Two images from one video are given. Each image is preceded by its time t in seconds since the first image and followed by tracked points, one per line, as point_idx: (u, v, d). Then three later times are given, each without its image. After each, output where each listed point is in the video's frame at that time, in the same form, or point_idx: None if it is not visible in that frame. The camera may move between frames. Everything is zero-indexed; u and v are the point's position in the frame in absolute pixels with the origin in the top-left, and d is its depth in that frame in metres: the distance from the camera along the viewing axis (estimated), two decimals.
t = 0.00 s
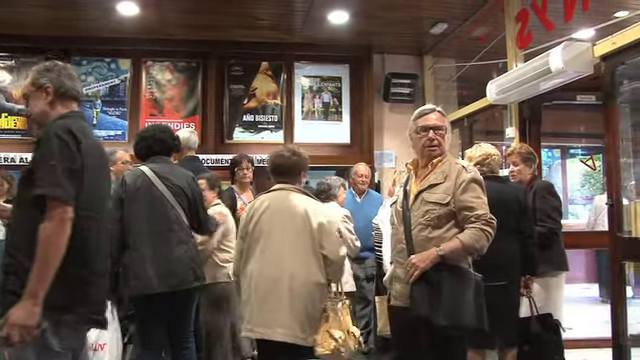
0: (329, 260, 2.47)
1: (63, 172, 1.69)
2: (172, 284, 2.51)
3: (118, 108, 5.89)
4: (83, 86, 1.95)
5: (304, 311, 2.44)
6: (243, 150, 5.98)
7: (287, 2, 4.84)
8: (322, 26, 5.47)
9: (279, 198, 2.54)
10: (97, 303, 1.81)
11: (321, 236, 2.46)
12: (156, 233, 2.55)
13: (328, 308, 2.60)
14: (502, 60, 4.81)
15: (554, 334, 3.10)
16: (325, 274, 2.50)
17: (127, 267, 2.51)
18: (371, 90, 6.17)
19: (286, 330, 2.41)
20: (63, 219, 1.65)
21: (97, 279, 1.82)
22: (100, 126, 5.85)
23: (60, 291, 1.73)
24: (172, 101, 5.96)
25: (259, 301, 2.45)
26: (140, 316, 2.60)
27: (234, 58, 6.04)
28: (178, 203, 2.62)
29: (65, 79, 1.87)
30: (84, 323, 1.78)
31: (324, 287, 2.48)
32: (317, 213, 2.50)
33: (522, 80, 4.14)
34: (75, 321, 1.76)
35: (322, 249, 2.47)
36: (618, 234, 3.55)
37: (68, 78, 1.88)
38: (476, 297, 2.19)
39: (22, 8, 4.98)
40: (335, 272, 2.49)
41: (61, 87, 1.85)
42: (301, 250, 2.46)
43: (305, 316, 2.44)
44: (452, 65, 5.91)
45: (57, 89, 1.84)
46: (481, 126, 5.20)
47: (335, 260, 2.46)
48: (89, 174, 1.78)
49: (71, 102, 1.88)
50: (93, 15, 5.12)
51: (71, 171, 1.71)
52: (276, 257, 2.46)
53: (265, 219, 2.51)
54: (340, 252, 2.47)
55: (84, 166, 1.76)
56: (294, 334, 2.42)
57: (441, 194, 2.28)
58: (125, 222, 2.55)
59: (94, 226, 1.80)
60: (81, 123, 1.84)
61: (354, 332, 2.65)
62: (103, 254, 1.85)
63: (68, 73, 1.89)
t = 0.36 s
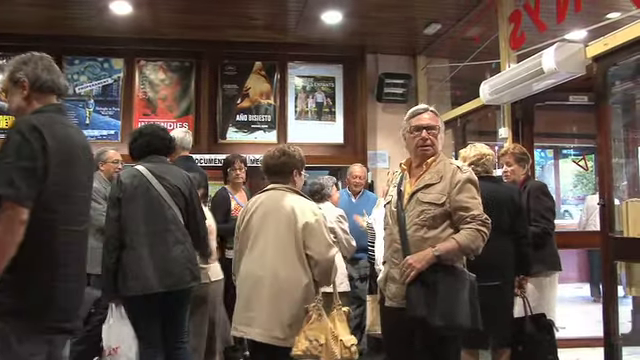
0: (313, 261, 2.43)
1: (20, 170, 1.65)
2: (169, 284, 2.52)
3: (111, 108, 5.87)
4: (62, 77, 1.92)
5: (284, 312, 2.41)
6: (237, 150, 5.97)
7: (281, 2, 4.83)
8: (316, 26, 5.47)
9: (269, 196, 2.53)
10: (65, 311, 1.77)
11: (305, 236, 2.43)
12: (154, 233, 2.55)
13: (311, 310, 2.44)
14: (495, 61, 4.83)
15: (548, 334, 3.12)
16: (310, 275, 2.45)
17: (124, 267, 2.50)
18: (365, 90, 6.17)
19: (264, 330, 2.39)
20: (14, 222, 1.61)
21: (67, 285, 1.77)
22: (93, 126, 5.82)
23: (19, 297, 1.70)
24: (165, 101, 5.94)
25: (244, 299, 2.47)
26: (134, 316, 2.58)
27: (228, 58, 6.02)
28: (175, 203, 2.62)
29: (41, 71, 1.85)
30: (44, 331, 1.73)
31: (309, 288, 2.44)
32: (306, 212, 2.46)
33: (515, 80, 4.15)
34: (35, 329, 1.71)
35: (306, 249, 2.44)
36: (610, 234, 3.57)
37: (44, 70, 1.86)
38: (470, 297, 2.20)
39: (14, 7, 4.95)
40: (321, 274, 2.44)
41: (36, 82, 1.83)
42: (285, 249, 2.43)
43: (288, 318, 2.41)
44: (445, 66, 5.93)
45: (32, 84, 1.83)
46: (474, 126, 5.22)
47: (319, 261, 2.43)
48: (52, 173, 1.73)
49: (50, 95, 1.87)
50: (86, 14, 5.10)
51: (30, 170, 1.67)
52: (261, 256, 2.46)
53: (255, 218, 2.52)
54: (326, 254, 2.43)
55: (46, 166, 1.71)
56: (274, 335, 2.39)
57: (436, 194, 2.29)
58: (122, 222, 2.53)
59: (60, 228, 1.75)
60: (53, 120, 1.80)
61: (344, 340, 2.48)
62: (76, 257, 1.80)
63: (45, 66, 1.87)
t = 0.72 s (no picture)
0: (307, 265, 2.40)
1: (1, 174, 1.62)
2: (165, 285, 2.54)
3: (104, 107, 5.85)
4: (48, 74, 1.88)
5: (275, 315, 2.40)
6: (230, 150, 5.96)
7: (274, 1, 4.83)
8: (309, 26, 5.47)
9: (266, 197, 2.52)
10: (53, 314, 1.76)
11: (299, 240, 2.40)
12: (152, 233, 2.56)
13: (304, 314, 2.41)
14: (487, 61, 4.85)
15: (543, 333, 3.11)
16: (304, 278, 2.43)
17: (121, 268, 2.49)
18: (358, 90, 6.19)
19: (254, 332, 2.39)
20: None
21: (55, 288, 1.76)
22: (85, 126, 5.80)
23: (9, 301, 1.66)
24: (158, 101, 5.93)
25: (238, 299, 2.48)
26: (125, 318, 2.56)
27: (221, 58, 6.02)
28: (171, 203, 2.65)
29: (25, 68, 1.81)
30: (29, 336, 1.70)
31: (301, 291, 2.42)
32: (302, 214, 2.43)
33: (508, 81, 4.16)
34: (24, 333, 1.69)
35: (300, 252, 2.41)
36: (602, 234, 3.58)
37: (29, 68, 1.82)
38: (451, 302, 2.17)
39: (6, 5, 4.92)
40: (315, 278, 2.41)
41: (19, 79, 1.79)
42: (278, 251, 2.42)
43: (277, 321, 2.40)
44: (438, 66, 5.94)
45: (15, 81, 1.79)
46: (467, 127, 5.23)
47: (313, 265, 2.39)
48: (33, 176, 1.70)
49: (32, 94, 1.84)
50: (78, 13, 5.08)
51: (11, 174, 1.64)
52: (254, 257, 2.46)
53: (250, 219, 2.52)
54: (320, 258, 2.39)
55: (25, 171, 1.69)
56: (263, 338, 2.39)
57: (413, 196, 2.27)
58: (119, 222, 2.52)
59: (43, 231, 1.73)
60: (33, 119, 1.77)
61: (336, 345, 2.41)
62: (60, 260, 1.78)
63: (28, 61, 1.82)
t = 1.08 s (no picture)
0: (307, 267, 2.40)
1: None
2: (164, 286, 2.55)
3: (98, 107, 5.84)
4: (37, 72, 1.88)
5: (275, 318, 2.40)
6: (224, 150, 5.95)
7: (269, 1, 4.83)
8: (303, 26, 5.47)
9: (263, 196, 2.52)
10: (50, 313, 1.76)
11: (299, 242, 2.41)
12: (150, 234, 2.56)
13: (304, 315, 2.41)
14: (481, 61, 4.86)
15: (537, 332, 3.14)
16: (303, 279, 2.43)
17: (118, 269, 2.48)
18: (353, 90, 6.19)
19: (254, 335, 2.39)
20: None
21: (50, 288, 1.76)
22: (79, 126, 5.79)
23: (3, 300, 1.66)
24: (152, 100, 5.91)
25: (236, 301, 2.48)
26: (119, 319, 2.55)
27: (215, 58, 6.01)
28: (167, 204, 2.66)
29: (13, 66, 1.81)
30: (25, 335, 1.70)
31: (301, 293, 2.42)
32: (300, 215, 2.43)
33: (502, 81, 4.17)
34: (19, 333, 1.69)
35: (300, 254, 2.41)
36: (595, 233, 3.60)
37: (17, 66, 1.81)
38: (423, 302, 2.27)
39: None
40: (315, 280, 2.41)
41: (7, 77, 1.79)
42: (278, 252, 2.42)
43: (277, 323, 2.40)
44: (432, 66, 5.95)
45: (3, 79, 1.79)
46: (461, 127, 5.24)
47: (313, 266, 2.40)
48: (24, 175, 1.70)
49: (21, 93, 1.83)
50: (72, 12, 5.06)
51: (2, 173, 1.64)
52: (252, 259, 2.45)
53: (248, 220, 2.52)
54: (320, 259, 2.40)
55: (15, 169, 1.68)
56: (262, 341, 2.39)
57: (389, 196, 2.37)
58: (116, 223, 2.51)
59: (36, 229, 1.72)
60: (22, 117, 1.76)
61: (336, 345, 2.39)
62: (54, 258, 1.77)
63: (16, 60, 1.82)
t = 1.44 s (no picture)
0: (306, 268, 2.41)
1: None
2: (159, 286, 2.55)
3: (91, 107, 5.82)
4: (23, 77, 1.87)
5: (273, 320, 2.40)
6: (218, 150, 5.95)
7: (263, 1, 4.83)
8: (297, 26, 5.47)
9: (259, 196, 2.52)
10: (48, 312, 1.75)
11: (299, 244, 2.40)
12: (145, 235, 2.55)
13: (300, 317, 2.41)
14: (475, 62, 4.87)
15: (528, 332, 3.15)
16: (301, 280, 2.44)
17: (113, 270, 2.47)
18: (346, 90, 6.19)
19: (251, 338, 2.39)
20: None
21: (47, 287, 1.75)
22: (72, 125, 5.77)
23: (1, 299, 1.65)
24: (146, 100, 5.90)
25: (232, 303, 2.48)
26: (113, 320, 2.54)
27: (209, 57, 6.00)
28: (161, 204, 2.65)
29: None
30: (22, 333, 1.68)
31: (298, 293, 2.43)
32: (299, 216, 2.43)
33: (496, 81, 4.18)
34: (17, 332, 1.68)
35: (299, 255, 2.42)
36: (587, 233, 3.62)
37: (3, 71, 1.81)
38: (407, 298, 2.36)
39: None
40: (314, 281, 2.43)
41: None
42: (277, 253, 2.41)
43: (274, 326, 2.40)
44: (426, 67, 5.96)
45: None
46: (455, 128, 5.25)
47: (312, 268, 2.41)
48: (17, 173, 1.68)
49: (10, 97, 1.82)
50: (65, 11, 5.04)
51: None
52: (249, 260, 2.44)
53: (243, 220, 2.51)
54: (319, 260, 2.41)
55: (8, 167, 1.66)
56: (260, 343, 2.39)
57: (377, 198, 2.47)
58: (110, 224, 2.50)
59: (30, 227, 1.71)
60: (12, 118, 1.74)
61: (334, 347, 2.36)
62: (50, 255, 1.76)
63: (3, 67, 1.82)
